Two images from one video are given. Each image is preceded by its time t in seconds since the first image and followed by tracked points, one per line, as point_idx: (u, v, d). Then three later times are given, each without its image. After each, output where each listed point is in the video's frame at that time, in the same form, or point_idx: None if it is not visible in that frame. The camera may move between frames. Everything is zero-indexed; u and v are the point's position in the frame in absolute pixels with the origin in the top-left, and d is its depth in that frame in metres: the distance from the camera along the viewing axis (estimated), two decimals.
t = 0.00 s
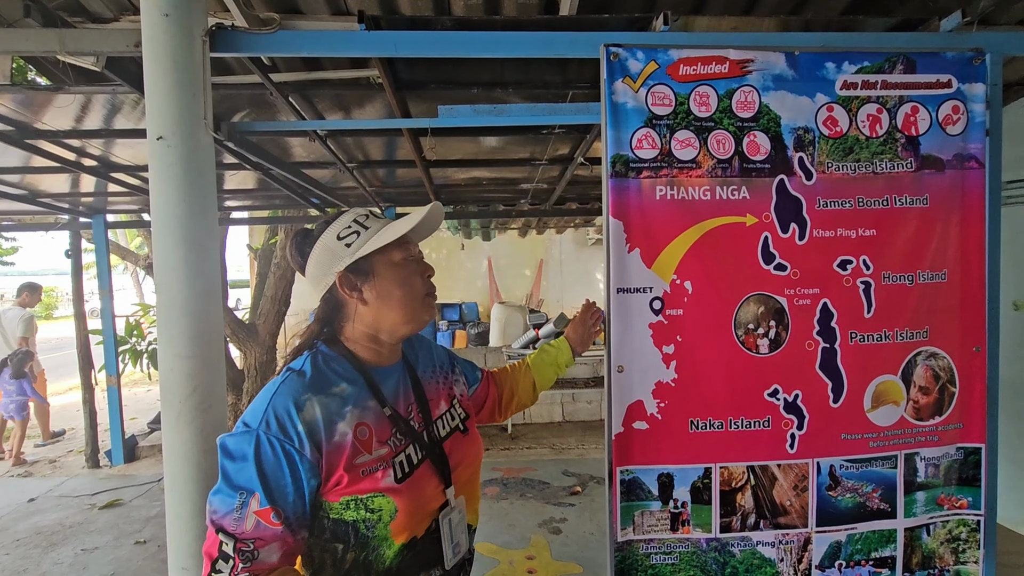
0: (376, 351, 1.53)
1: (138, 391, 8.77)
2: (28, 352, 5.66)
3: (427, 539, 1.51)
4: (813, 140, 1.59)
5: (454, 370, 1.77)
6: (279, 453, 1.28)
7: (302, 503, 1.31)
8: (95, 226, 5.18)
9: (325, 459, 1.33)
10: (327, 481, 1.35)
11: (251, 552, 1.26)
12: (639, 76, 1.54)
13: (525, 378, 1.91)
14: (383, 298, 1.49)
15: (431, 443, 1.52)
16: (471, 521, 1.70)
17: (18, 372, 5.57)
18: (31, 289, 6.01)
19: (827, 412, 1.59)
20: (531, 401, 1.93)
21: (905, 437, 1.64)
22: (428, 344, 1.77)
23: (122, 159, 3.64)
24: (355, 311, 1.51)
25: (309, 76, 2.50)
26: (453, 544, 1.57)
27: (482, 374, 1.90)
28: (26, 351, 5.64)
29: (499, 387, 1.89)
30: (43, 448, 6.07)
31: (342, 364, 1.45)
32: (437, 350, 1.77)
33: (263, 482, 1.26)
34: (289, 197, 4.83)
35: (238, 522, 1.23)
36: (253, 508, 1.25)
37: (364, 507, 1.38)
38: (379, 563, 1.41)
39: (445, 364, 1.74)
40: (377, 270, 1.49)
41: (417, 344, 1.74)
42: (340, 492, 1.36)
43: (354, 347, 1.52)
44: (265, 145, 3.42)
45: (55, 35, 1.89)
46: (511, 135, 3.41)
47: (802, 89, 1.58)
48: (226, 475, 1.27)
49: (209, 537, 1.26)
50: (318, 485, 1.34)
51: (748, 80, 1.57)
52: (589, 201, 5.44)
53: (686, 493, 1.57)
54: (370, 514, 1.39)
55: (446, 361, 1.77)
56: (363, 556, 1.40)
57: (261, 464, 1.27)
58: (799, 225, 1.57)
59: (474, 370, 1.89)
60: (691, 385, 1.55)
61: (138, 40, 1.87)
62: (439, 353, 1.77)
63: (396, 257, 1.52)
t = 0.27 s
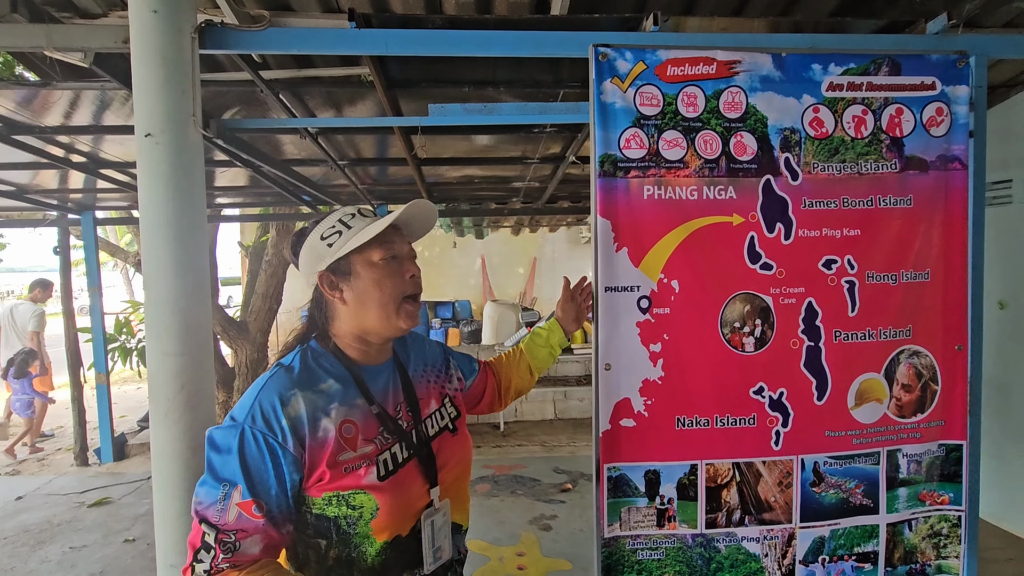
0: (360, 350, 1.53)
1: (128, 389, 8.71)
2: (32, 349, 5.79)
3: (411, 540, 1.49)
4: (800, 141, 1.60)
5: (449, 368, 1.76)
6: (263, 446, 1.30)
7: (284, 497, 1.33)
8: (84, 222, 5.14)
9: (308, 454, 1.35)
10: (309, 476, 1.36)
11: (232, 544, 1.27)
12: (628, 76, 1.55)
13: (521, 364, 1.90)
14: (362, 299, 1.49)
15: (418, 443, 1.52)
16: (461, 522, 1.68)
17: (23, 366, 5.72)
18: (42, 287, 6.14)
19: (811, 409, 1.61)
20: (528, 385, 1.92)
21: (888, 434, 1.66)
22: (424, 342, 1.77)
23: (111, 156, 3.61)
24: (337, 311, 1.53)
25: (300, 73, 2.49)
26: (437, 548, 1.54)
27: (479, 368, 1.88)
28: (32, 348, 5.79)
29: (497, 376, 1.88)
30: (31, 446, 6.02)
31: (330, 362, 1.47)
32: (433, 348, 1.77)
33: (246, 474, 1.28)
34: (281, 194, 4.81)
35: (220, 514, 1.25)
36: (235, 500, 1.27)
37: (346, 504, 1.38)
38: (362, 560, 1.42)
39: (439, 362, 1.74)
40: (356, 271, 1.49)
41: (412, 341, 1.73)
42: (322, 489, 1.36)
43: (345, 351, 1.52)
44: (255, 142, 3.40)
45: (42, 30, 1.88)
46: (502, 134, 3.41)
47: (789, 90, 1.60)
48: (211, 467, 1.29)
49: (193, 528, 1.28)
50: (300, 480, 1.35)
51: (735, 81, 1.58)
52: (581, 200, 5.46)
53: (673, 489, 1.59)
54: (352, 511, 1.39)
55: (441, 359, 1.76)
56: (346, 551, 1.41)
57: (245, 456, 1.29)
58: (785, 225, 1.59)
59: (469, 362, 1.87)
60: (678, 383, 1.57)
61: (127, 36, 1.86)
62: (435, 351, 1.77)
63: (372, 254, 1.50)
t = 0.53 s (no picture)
0: (345, 343, 1.48)
1: (119, 385, 8.64)
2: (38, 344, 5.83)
3: (388, 535, 1.45)
4: (792, 137, 1.61)
5: (456, 357, 1.63)
6: (243, 428, 1.35)
7: (262, 478, 1.37)
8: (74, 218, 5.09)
9: (288, 438, 1.38)
10: (288, 460, 1.38)
11: (208, 519, 1.33)
12: (621, 71, 1.55)
13: (526, 350, 1.76)
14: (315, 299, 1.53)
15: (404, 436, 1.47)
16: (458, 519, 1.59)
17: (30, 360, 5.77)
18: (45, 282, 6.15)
19: (802, 404, 1.62)
20: (538, 370, 1.79)
21: (877, 428, 1.68)
22: (430, 327, 1.65)
23: (102, 150, 3.57)
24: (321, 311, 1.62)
25: (293, 67, 2.48)
26: (416, 546, 1.47)
27: (485, 358, 1.71)
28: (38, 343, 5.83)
29: (504, 366, 1.73)
30: (20, 443, 5.96)
31: (321, 348, 1.46)
32: (439, 334, 1.65)
33: (225, 453, 1.33)
34: (274, 190, 4.78)
35: (199, 489, 1.32)
36: (214, 478, 1.32)
37: (321, 490, 1.40)
38: (339, 548, 1.43)
39: (444, 351, 1.61)
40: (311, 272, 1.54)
41: (417, 327, 1.62)
42: (299, 473, 1.38)
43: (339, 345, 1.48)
44: (248, 136, 3.37)
45: (29, 21, 1.85)
46: (497, 129, 3.41)
47: (781, 86, 1.60)
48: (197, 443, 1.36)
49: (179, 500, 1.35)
50: (279, 462, 1.38)
51: (728, 76, 1.59)
52: (576, 196, 5.46)
53: (665, 483, 1.60)
54: (326, 497, 1.41)
55: (447, 348, 1.63)
56: (324, 537, 1.42)
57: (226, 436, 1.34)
58: (776, 220, 1.60)
59: (478, 353, 1.70)
60: (670, 377, 1.58)
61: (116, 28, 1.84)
62: (441, 337, 1.64)
63: (321, 250, 1.51)
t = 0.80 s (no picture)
0: (351, 339, 1.48)
1: (113, 383, 8.60)
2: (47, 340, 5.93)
3: (382, 534, 1.43)
4: (785, 136, 1.62)
5: (464, 357, 1.64)
6: (248, 416, 1.35)
7: (264, 468, 1.37)
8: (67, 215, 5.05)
9: (291, 430, 1.37)
10: (288, 452, 1.38)
11: (208, 502, 1.32)
12: (616, 71, 1.56)
13: (531, 350, 1.75)
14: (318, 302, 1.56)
15: (407, 434, 1.46)
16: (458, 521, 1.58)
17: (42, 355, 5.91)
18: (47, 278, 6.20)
19: (794, 401, 1.64)
20: (543, 370, 1.78)
21: (868, 425, 1.70)
22: (441, 327, 1.66)
23: (95, 147, 3.55)
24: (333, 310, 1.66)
25: (288, 64, 2.47)
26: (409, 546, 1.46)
27: (493, 358, 1.71)
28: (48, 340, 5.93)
29: (510, 367, 1.73)
30: (13, 441, 5.93)
31: (331, 343, 1.47)
32: (450, 334, 1.66)
33: (229, 441, 1.34)
34: (269, 188, 4.77)
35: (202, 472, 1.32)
36: (217, 464, 1.33)
37: (320, 484, 1.39)
38: (334, 542, 1.41)
39: (452, 351, 1.62)
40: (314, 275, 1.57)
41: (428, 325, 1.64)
42: (299, 466, 1.38)
43: (348, 339, 1.48)
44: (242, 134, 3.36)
45: (23, 18, 1.83)
46: (493, 128, 3.41)
47: (775, 86, 1.62)
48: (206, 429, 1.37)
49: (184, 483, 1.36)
50: (279, 454, 1.38)
51: (722, 76, 1.60)
52: (571, 195, 5.48)
53: (658, 479, 1.61)
54: (324, 492, 1.39)
55: (456, 347, 1.63)
56: (321, 531, 1.41)
57: (231, 422, 1.35)
58: (770, 219, 1.61)
59: (483, 352, 1.71)
60: (664, 375, 1.59)
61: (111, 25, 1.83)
62: (451, 337, 1.65)
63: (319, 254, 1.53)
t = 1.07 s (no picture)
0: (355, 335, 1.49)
1: (108, 381, 8.58)
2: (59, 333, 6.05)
3: (394, 524, 1.45)
4: (780, 135, 1.64)
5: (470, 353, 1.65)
6: (257, 410, 1.36)
7: (271, 462, 1.38)
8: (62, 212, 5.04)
9: (299, 424, 1.39)
10: (297, 446, 1.39)
11: (211, 492, 1.36)
12: (613, 70, 1.57)
13: (531, 349, 1.77)
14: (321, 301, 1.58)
15: (415, 428, 1.47)
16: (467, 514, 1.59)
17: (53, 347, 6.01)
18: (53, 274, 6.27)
19: (788, 397, 1.66)
20: (543, 369, 1.80)
21: (861, 420, 1.72)
22: (447, 324, 1.67)
23: (91, 143, 3.55)
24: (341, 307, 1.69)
25: (286, 62, 2.47)
26: (419, 539, 1.47)
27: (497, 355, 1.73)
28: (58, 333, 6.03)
29: (512, 365, 1.75)
30: (7, 439, 5.91)
31: (339, 339, 1.48)
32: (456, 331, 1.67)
33: (238, 433, 1.35)
34: (266, 185, 4.77)
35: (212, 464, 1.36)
36: (225, 456, 1.35)
37: (331, 477, 1.40)
38: (346, 533, 1.43)
39: (458, 347, 1.63)
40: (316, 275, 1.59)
41: (435, 321, 1.65)
42: (310, 460, 1.39)
43: (357, 336, 1.49)
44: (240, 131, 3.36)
45: (20, 14, 1.83)
46: (490, 126, 3.42)
47: (771, 85, 1.64)
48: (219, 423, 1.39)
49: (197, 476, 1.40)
50: (287, 448, 1.39)
51: (719, 75, 1.61)
52: (568, 193, 5.50)
53: (655, 474, 1.63)
54: (336, 484, 1.41)
55: (462, 344, 1.65)
56: (333, 523, 1.43)
57: (239, 416, 1.36)
58: (765, 217, 1.63)
59: (487, 351, 1.72)
60: (661, 371, 1.61)
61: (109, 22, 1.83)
62: (457, 334, 1.66)
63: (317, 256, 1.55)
